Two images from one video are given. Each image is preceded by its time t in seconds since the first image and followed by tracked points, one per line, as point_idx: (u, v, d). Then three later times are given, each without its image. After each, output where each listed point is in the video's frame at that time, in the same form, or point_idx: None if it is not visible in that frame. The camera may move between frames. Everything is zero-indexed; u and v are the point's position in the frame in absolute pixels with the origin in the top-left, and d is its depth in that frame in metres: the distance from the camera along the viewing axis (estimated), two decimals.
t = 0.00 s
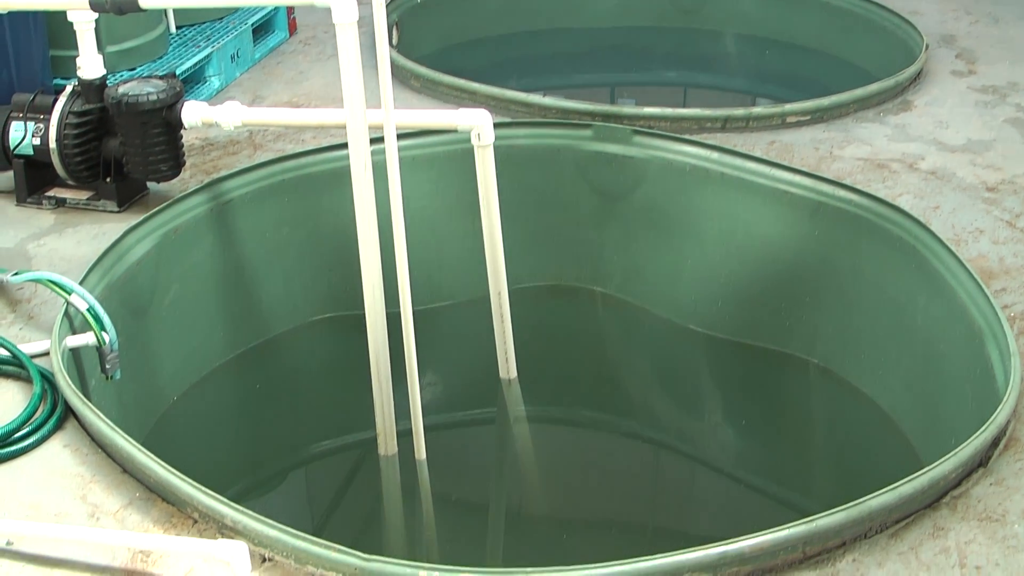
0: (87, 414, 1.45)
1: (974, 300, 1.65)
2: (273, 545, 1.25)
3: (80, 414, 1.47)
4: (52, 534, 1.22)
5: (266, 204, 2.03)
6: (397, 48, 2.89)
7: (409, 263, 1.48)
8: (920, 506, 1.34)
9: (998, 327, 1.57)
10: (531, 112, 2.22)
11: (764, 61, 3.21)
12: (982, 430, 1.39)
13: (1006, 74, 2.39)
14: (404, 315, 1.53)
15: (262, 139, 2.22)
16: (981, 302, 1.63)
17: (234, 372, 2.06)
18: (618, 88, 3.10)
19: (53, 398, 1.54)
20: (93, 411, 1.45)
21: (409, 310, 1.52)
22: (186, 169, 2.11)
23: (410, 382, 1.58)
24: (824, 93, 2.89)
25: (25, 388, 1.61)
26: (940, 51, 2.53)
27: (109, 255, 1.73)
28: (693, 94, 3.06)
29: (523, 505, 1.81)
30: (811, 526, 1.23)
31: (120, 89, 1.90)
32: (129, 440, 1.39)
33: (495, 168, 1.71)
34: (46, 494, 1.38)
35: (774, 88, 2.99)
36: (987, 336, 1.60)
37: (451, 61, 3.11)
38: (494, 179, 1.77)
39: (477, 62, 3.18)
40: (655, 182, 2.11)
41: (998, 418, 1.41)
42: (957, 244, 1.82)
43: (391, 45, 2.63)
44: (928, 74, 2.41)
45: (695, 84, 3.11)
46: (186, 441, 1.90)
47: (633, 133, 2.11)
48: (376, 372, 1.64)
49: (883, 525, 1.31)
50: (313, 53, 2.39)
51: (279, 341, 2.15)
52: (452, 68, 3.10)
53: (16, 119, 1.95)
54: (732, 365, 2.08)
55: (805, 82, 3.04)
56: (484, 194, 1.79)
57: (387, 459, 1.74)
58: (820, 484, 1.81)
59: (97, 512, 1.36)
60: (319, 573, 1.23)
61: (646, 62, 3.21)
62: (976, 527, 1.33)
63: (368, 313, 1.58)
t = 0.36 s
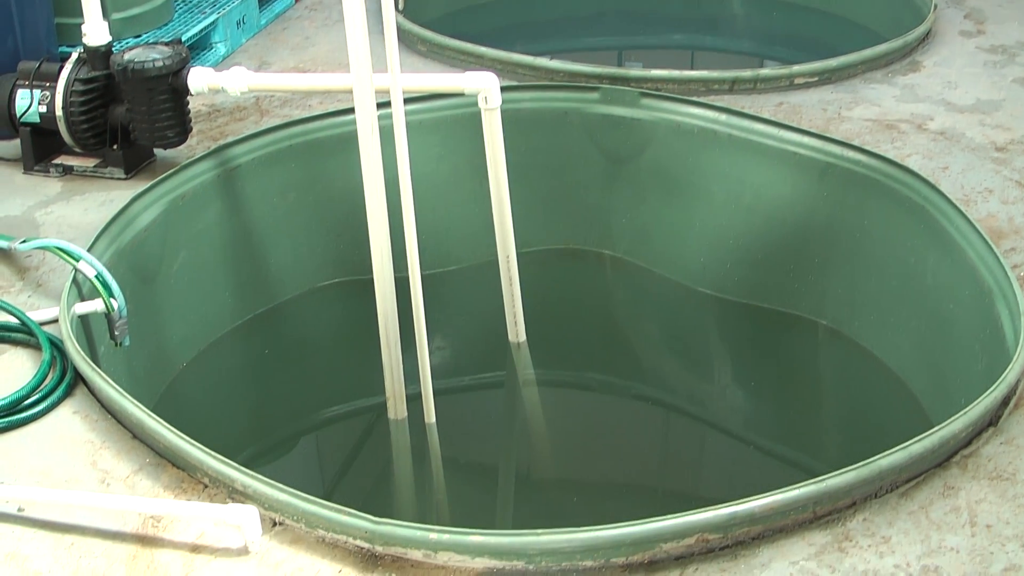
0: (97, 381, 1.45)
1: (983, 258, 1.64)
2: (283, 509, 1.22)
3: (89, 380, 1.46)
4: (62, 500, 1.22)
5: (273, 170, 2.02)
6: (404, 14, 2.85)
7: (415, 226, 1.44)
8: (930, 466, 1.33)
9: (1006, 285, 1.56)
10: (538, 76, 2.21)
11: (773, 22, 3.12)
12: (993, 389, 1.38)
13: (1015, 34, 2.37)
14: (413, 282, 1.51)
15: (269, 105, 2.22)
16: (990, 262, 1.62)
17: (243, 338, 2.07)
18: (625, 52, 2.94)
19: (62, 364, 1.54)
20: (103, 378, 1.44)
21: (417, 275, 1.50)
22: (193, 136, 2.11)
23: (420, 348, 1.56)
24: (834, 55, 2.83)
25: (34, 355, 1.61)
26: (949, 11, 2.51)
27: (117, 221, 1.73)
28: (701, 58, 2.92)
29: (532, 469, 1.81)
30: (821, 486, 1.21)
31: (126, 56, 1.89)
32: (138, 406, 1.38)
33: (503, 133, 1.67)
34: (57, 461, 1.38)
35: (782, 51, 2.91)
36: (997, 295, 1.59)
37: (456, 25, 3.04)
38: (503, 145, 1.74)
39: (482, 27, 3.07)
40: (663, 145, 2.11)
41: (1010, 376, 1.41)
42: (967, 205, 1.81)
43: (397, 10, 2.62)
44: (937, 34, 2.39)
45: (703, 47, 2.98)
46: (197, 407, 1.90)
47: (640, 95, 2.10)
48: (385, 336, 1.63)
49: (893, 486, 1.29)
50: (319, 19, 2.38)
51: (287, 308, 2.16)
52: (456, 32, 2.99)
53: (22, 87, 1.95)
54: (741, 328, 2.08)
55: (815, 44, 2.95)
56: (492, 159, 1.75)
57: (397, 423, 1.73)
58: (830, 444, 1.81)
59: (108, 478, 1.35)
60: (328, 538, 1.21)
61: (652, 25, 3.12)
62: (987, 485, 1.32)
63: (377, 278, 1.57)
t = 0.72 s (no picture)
0: (98, 370, 1.45)
1: (986, 253, 1.63)
2: (283, 500, 1.22)
3: (90, 369, 1.46)
4: (63, 489, 1.22)
5: (276, 160, 2.02)
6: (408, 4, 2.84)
7: (418, 215, 1.44)
8: (931, 460, 1.33)
9: (1009, 280, 1.56)
10: (542, 67, 2.21)
11: (779, 15, 3.11)
12: (994, 385, 1.38)
13: (1020, 28, 2.37)
14: (415, 273, 1.51)
15: (272, 95, 2.22)
16: (993, 256, 1.61)
17: (245, 328, 2.07)
18: (628, 45, 2.94)
19: (64, 353, 1.54)
20: (104, 366, 1.44)
21: (420, 266, 1.50)
22: (196, 125, 2.11)
23: (422, 339, 1.56)
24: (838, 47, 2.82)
25: (36, 343, 1.61)
26: (954, 5, 2.51)
27: (120, 210, 1.72)
28: (705, 49, 2.91)
29: (533, 462, 1.81)
30: (822, 480, 1.21)
31: (129, 45, 1.89)
32: (140, 396, 1.38)
33: (507, 124, 1.68)
34: (58, 450, 1.38)
35: (787, 43, 2.91)
36: (1000, 290, 1.58)
37: (459, 16, 3.03)
38: (506, 136, 1.74)
39: (485, 19, 3.06)
40: (667, 137, 2.10)
41: (1013, 371, 1.40)
42: (970, 199, 1.81)
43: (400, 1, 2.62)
44: (941, 28, 2.39)
45: (706, 40, 2.97)
46: (198, 398, 1.90)
47: (643, 87, 2.10)
48: (387, 327, 1.62)
49: (894, 479, 1.29)
50: (323, 9, 2.38)
51: (289, 298, 2.16)
52: (459, 23, 2.99)
53: (25, 75, 1.95)
54: (743, 321, 2.08)
55: (820, 36, 2.95)
56: (496, 153, 1.75)
57: (398, 415, 1.73)
58: (831, 438, 1.81)
59: (110, 467, 1.35)
60: (328, 529, 1.21)
61: (658, 18, 3.11)
62: (988, 480, 1.32)
63: (379, 267, 1.57)
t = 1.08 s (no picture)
0: (95, 367, 1.44)
1: (983, 251, 1.63)
2: (280, 498, 1.22)
3: (87, 366, 1.46)
4: (59, 485, 1.22)
5: (273, 157, 2.02)
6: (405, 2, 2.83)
7: (415, 212, 1.44)
8: (928, 458, 1.33)
9: (1006, 278, 1.56)
10: (539, 65, 2.20)
11: (777, 14, 3.11)
12: (991, 383, 1.38)
13: (1017, 26, 2.37)
14: (411, 270, 1.50)
15: (268, 93, 2.21)
16: (990, 254, 1.61)
17: (241, 326, 2.06)
18: (625, 43, 2.94)
19: (60, 350, 1.54)
20: (101, 363, 1.44)
21: (416, 263, 1.50)
22: (193, 123, 2.11)
23: (418, 336, 1.56)
24: (836, 46, 2.81)
25: (32, 341, 1.61)
26: (951, 3, 2.51)
27: (116, 208, 1.72)
28: (703, 48, 2.91)
29: (530, 460, 1.81)
30: (819, 477, 1.21)
31: (126, 43, 1.89)
32: (136, 393, 1.37)
33: (504, 122, 1.68)
34: (55, 447, 1.38)
35: (785, 41, 2.91)
36: (997, 289, 1.58)
37: (456, 14, 3.03)
38: (503, 134, 1.74)
39: (481, 17, 3.06)
40: (664, 135, 2.10)
41: (1009, 369, 1.40)
42: (967, 197, 1.81)
43: None
44: (939, 26, 2.39)
45: (703, 38, 2.97)
46: (195, 396, 1.90)
47: (641, 86, 2.10)
48: (384, 324, 1.62)
49: (891, 477, 1.29)
50: (320, 7, 2.37)
51: (286, 296, 2.15)
52: (455, 22, 2.99)
53: (22, 73, 1.95)
54: (741, 320, 2.08)
55: (818, 34, 2.95)
56: (493, 151, 1.75)
57: (394, 412, 1.73)
58: (828, 437, 1.81)
59: (106, 464, 1.35)
60: (325, 526, 1.21)
61: (656, 16, 3.11)
62: (985, 478, 1.32)
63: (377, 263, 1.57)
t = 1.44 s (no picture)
0: (93, 369, 1.44)
1: (982, 258, 1.64)
2: (279, 501, 1.22)
3: (85, 368, 1.46)
4: (57, 488, 1.22)
5: (273, 160, 2.02)
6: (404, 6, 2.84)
7: (414, 217, 1.45)
8: (926, 465, 1.33)
9: (1005, 285, 1.56)
10: (539, 69, 2.21)
11: (776, 19, 3.11)
12: (989, 390, 1.38)
13: (1015, 33, 2.37)
14: (410, 275, 1.51)
15: (268, 96, 2.21)
16: (988, 261, 1.62)
17: (240, 329, 2.07)
18: (624, 47, 2.94)
19: (59, 352, 1.54)
20: (99, 366, 1.44)
21: (415, 268, 1.50)
22: (192, 126, 2.11)
23: (417, 340, 1.56)
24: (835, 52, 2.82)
25: (31, 343, 1.61)
26: (951, 10, 2.51)
27: (115, 211, 1.72)
28: (702, 53, 2.91)
29: (528, 464, 1.81)
30: (816, 483, 1.21)
31: (126, 45, 1.89)
32: (134, 396, 1.38)
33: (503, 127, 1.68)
34: (53, 450, 1.38)
35: (784, 47, 2.91)
36: (996, 295, 1.59)
37: (455, 18, 3.03)
38: (503, 138, 1.75)
39: (481, 21, 3.06)
40: (663, 140, 2.10)
41: (1007, 377, 1.41)
42: (966, 204, 1.81)
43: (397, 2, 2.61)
44: (938, 33, 2.39)
45: (702, 43, 2.98)
46: (194, 398, 1.90)
47: (640, 91, 2.10)
48: (383, 328, 1.63)
49: (888, 483, 1.29)
50: (320, 10, 2.37)
51: (285, 299, 2.15)
52: (455, 25, 2.99)
53: (22, 75, 1.95)
54: (739, 325, 2.08)
55: (817, 40, 2.95)
56: (493, 156, 1.76)
57: (393, 416, 1.73)
58: (826, 442, 1.81)
59: (104, 467, 1.35)
60: (323, 529, 1.21)
61: (655, 21, 3.11)
62: (982, 485, 1.32)
63: (375, 268, 1.57)
